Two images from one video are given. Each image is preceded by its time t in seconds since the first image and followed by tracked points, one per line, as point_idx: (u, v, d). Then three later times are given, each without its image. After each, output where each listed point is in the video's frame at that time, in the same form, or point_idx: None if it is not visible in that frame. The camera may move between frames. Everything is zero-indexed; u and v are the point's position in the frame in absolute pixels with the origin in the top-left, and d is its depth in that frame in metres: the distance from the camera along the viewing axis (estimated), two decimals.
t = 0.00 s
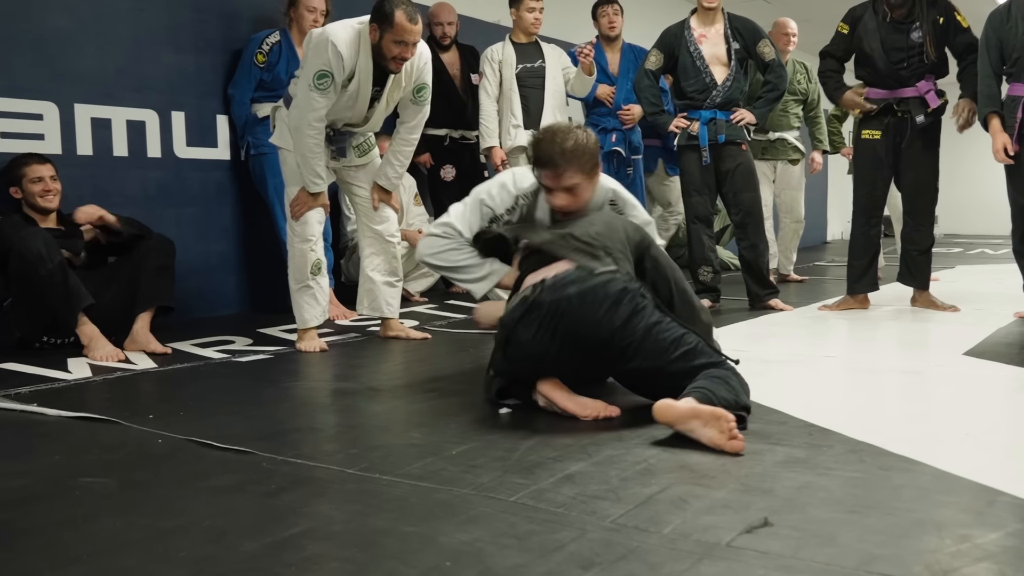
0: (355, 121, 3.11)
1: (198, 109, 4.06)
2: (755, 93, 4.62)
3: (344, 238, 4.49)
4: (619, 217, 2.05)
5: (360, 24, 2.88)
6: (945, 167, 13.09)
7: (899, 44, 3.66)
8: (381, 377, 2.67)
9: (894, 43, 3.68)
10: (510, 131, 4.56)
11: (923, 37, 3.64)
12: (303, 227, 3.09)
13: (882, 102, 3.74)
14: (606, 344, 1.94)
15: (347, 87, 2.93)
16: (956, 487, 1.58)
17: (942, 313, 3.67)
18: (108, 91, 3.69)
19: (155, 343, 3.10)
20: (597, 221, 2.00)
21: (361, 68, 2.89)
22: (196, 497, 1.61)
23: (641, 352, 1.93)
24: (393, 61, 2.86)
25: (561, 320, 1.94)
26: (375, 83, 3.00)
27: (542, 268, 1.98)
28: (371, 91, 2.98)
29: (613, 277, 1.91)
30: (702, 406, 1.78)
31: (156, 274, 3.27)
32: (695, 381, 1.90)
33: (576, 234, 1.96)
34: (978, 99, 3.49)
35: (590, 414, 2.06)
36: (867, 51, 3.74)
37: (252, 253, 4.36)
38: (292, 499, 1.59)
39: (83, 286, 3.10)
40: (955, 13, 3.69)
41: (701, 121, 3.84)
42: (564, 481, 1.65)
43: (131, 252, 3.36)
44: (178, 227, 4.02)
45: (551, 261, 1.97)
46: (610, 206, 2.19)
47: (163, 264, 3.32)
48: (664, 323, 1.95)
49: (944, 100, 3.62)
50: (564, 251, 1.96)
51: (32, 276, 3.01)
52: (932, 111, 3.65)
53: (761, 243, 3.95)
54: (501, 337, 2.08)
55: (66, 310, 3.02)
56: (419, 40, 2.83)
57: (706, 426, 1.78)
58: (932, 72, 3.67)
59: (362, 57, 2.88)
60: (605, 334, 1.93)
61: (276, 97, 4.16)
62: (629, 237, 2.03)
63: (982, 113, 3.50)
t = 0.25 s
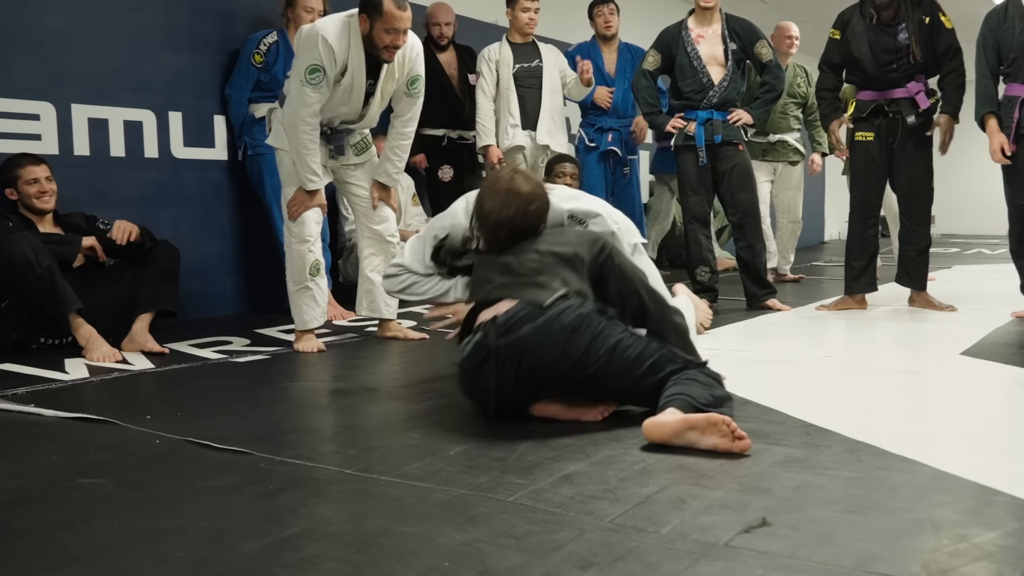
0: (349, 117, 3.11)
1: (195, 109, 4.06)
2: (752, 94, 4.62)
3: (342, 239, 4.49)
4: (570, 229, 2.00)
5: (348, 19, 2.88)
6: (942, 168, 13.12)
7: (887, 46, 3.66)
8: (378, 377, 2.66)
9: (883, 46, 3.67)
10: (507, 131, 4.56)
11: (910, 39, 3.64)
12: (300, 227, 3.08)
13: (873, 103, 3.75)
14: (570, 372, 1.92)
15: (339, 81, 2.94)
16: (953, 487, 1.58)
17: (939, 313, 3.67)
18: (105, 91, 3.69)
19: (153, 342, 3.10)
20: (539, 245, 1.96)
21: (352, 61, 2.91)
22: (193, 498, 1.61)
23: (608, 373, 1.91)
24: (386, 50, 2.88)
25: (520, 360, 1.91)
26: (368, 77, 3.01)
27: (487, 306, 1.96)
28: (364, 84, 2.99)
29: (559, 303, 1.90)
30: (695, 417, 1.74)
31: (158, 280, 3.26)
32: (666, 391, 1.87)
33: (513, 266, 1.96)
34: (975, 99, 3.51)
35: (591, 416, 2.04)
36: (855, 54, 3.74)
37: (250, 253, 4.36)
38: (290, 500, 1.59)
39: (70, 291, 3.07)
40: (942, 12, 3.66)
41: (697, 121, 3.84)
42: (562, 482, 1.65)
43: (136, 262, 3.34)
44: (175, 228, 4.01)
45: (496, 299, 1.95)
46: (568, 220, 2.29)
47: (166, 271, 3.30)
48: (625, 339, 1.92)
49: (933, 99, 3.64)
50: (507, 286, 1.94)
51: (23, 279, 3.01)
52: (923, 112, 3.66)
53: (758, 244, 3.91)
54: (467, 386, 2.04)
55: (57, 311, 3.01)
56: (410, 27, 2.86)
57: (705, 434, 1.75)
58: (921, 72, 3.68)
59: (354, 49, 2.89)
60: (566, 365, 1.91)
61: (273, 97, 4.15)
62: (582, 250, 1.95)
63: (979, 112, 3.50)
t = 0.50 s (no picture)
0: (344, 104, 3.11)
1: (193, 109, 4.05)
2: (750, 95, 4.62)
3: (340, 240, 4.48)
4: (543, 250, 2.07)
5: None
6: (940, 167, 13.13)
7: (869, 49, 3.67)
8: (377, 378, 2.66)
9: (866, 49, 3.68)
10: (505, 131, 4.57)
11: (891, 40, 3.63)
12: (296, 227, 3.08)
13: (861, 105, 3.76)
14: (530, 391, 1.90)
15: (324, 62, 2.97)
16: (952, 487, 1.58)
17: (940, 313, 3.68)
18: (103, 91, 3.69)
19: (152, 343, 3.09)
20: (503, 266, 1.98)
21: (336, 38, 2.93)
22: (193, 498, 1.61)
23: (569, 383, 1.91)
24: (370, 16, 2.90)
25: (478, 387, 1.88)
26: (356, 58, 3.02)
27: (442, 335, 1.93)
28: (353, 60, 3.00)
29: (510, 324, 1.87)
30: (693, 420, 1.73)
31: (158, 281, 3.25)
32: (640, 396, 1.88)
33: (475, 284, 1.95)
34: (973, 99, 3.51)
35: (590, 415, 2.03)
36: (836, 58, 3.74)
37: (248, 254, 4.35)
38: (289, 501, 1.59)
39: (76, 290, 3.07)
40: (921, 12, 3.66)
41: (695, 121, 3.84)
42: (561, 482, 1.65)
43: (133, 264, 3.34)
44: (174, 228, 4.01)
45: (453, 322, 1.92)
46: (542, 232, 2.16)
47: (165, 272, 3.29)
48: (582, 349, 1.91)
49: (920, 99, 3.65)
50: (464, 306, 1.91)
51: (24, 279, 3.00)
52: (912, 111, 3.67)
53: (756, 245, 3.90)
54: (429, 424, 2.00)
55: (58, 310, 3.00)
56: None
57: (705, 436, 1.74)
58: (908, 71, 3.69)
59: (337, 25, 2.91)
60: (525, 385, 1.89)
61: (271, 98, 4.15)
62: (550, 275, 2.00)
63: (976, 113, 3.51)
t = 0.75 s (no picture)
0: (329, 79, 3.07)
1: (193, 110, 4.05)
2: (749, 93, 4.62)
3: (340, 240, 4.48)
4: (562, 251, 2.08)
5: None
6: (940, 167, 13.13)
7: (862, 49, 3.67)
8: (378, 378, 2.66)
9: (860, 49, 3.69)
10: (504, 132, 4.58)
11: (885, 41, 3.64)
12: (291, 227, 3.07)
13: (858, 106, 3.76)
14: (541, 390, 1.90)
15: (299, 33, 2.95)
16: (954, 486, 1.58)
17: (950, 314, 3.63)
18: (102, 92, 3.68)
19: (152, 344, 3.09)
20: (526, 265, 2.00)
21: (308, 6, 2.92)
22: (194, 499, 1.61)
23: (582, 387, 1.90)
24: None
25: (490, 380, 1.89)
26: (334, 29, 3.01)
27: (461, 326, 1.95)
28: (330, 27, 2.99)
29: (529, 322, 1.88)
30: (678, 425, 1.70)
31: (154, 276, 3.25)
32: (649, 401, 1.84)
33: (498, 279, 1.95)
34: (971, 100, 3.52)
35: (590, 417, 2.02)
36: (833, 58, 3.74)
37: (248, 255, 4.35)
38: (291, 501, 1.58)
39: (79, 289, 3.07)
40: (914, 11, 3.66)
41: (694, 121, 3.85)
42: (563, 482, 1.65)
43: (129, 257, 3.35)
44: (173, 229, 4.01)
45: (472, 315, 1.94)
46: (554, 229, 2.21)
47: (161, 267, 3.29)
48: (599, 355, 1.91)
49: (916, 97, 3.66)
50: (485, 300, 1.93)
51: (29, 277, 2.99)
52: (908, 110, 3.68)
53: (756, 244, 3.92)
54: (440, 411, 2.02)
55: (59, 310, 3.00)
56: None
57: (690, 444, 1.70)
58: (903, 70, 3.69)
59: None
60: (536, 384, 1.89)
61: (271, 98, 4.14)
62: (570, 276, 2.02)
63: (977, 112, 3.52)
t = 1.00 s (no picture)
0: (320, 62, 3.08)
1: (196, 110, 4.05)
2: (751, 96, 4.64)
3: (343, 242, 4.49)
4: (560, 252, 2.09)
5: None
6: (943, 168, 13.12)
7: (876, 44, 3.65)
8: (381, 379, 2.66)
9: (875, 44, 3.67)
10: (507, 134, 4.56)
11: (900, 39, 3.61)
12: (291, 227, 3.08)
13: (871, 103, 3.75)
14: (541, 389, 1.90)
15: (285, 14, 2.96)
16: (959, 487, 1.57)
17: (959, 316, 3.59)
18: (106, 93, 3.69)
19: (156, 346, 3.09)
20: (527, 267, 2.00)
21: None
22: (199, 500, 1.61)
23: (582, 387, 1.90)
24: None
25: (490, 378, 1.89)
26: (320, 11, 3.03)
27: (461, 325, 1.95)
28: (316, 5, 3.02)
29: (528, 321, 1.88)
30: (681, 427, 1.70)
31: (151, 272, 3.23)
32: (650, 402, 1.84)
33: (501, 282, 1.97)
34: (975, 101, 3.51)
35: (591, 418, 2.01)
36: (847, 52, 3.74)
37: (251, 255, 4.35)
38: (295, 502, 1.59)
39: (87, 289, 3.07)
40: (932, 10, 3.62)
41: (697, 123, 3.85)
42: (568, 483, 1.65)
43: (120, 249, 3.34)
44: (177, 230, 4.01)
45: (472, 315, 1.95)
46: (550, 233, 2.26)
47: (156, 264, 3.27)
48: (600, 354, 1.91)
49: (929, 96, 3.62)
50: (485, 302, 1.94)
51: (37, 277, 2.99)
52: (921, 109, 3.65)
53: (759, 245, 3.93)
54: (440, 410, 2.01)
55: (65, 309, 2.99)
56: None
57: (692, 445, 1.70)
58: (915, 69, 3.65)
59: None
60: (536, 383, 1.88)
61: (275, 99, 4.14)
62: (569, 280, 2.02)
63: (981, 114, 3.51)
